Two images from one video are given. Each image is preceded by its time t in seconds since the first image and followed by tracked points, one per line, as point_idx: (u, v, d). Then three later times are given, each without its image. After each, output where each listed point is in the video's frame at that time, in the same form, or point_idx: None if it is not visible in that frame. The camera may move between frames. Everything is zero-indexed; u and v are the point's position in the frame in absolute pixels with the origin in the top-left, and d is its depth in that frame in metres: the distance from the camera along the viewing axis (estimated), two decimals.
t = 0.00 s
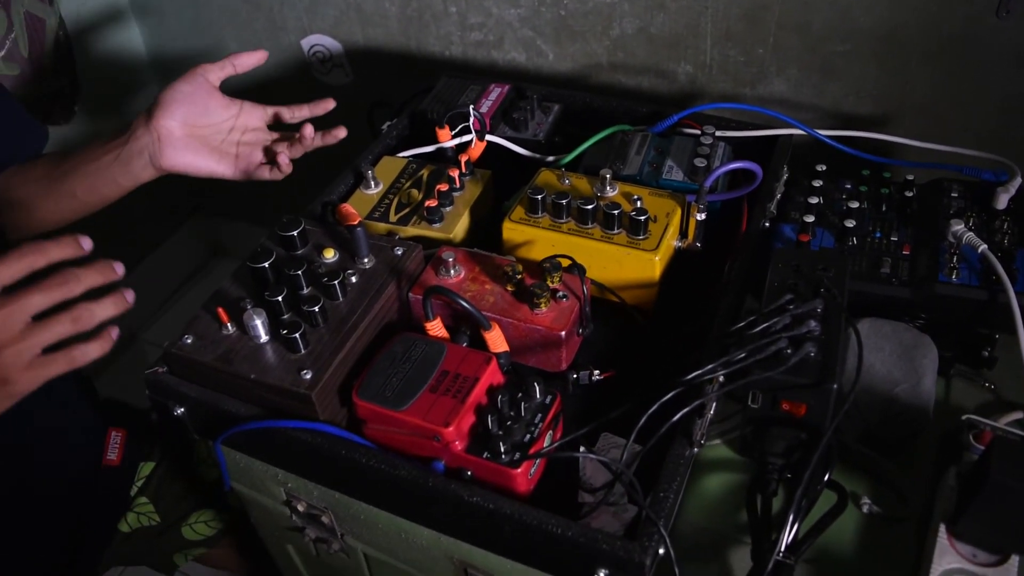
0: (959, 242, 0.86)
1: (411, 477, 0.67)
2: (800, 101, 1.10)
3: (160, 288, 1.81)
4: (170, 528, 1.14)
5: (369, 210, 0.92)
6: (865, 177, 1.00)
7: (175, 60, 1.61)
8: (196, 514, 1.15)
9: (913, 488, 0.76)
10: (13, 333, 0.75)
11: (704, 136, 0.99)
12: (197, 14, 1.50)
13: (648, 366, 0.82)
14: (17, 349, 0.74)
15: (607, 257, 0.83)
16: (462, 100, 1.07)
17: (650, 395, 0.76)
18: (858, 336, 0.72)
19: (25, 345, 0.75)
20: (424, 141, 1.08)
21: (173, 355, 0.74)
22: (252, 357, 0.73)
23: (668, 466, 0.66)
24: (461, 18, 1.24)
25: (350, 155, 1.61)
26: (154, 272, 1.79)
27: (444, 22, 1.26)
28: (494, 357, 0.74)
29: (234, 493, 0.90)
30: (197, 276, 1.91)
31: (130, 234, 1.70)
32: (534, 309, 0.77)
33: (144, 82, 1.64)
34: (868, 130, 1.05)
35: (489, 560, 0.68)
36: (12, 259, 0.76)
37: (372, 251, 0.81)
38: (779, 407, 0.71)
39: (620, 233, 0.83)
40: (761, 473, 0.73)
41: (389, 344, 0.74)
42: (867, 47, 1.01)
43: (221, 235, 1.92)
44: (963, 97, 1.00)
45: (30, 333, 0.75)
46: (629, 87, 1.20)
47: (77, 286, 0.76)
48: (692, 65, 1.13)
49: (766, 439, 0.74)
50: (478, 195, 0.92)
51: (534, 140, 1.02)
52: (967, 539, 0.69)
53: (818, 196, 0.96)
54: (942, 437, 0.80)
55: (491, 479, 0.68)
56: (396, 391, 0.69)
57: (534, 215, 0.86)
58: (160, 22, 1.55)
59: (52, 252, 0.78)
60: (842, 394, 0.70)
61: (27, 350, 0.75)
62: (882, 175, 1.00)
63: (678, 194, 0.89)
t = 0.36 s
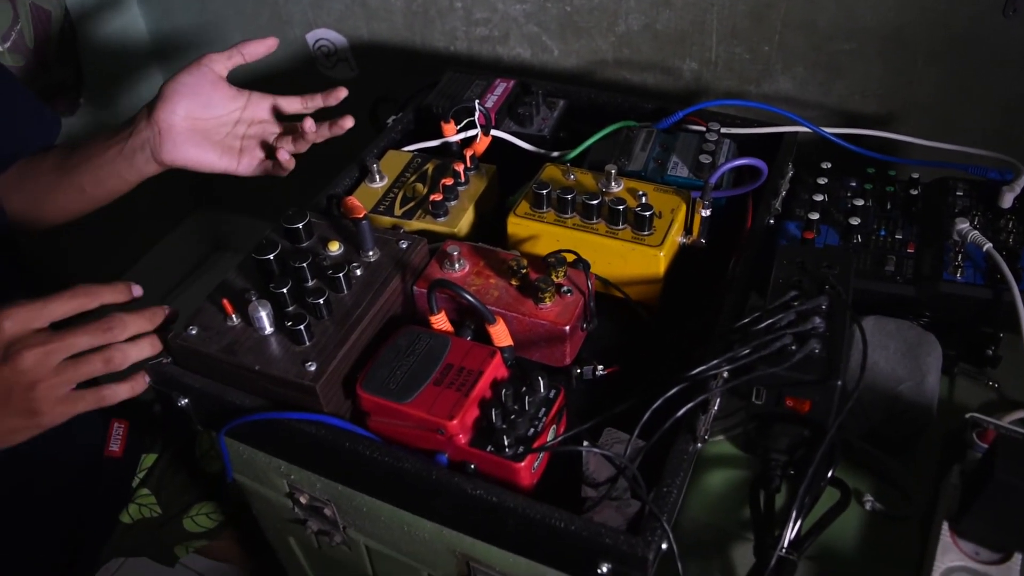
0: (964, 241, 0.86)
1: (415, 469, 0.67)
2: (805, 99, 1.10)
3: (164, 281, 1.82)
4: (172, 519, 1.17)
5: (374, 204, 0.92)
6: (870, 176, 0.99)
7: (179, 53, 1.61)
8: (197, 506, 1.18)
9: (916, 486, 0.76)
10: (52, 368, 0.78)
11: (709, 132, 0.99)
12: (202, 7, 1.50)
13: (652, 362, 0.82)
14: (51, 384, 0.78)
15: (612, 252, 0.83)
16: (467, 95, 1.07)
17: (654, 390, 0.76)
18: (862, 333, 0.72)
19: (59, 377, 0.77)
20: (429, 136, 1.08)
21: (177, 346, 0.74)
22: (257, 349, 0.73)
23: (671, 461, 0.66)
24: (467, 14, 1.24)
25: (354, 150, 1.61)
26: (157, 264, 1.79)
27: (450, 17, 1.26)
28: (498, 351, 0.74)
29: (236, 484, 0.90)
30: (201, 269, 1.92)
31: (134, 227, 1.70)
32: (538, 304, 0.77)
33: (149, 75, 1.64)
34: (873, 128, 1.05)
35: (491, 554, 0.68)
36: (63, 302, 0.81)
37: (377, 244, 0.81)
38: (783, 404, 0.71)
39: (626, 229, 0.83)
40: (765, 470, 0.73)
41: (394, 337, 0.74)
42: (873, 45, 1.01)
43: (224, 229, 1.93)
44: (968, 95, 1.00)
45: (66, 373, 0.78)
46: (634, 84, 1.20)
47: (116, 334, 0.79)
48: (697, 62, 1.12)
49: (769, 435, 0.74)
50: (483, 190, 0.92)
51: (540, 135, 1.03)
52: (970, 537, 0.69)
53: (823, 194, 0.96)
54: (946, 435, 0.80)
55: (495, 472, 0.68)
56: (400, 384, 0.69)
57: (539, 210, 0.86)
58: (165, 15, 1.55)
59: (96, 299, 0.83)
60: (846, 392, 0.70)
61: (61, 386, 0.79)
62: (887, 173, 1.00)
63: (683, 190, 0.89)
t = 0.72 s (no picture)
0: (962, 244, 0.87)
1: (415, 466, 0.67)
2: (805, 103, 1.10)
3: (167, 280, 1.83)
4: (173, 516, 1.19)
5: (376, 204, 0.93)
6: (869, 179, 1.00)
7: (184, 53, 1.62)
8: (198, 504, 1.19)
9: (912, 487, 0.77)
10: (103, 270, 0.65)
11: (709, 135, 0.99)
12: (207, 7, 1.51)
13: (650, 362, 0.83)
14: (99, 287, 0.64)
15: (612, 253, 0.83)
16: (470, 97, 1.08)
17: (652, 390, 0.77)
18: (859, 335, 0.72)
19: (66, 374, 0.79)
20: (431, 137, 1.09)
21: (180, 343, 0.75)
22: (259, 346, 0.73)
23: (668, 461, 0.67)
24: (470, 17, 1.25)
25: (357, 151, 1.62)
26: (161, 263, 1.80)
27: (453, 20, 1.27)
28: (498, 350, 0.74)
29: (237, 482, 0.91)
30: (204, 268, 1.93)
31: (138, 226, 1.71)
32: (538, 304, 0.78)
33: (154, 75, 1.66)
34: (872, 133, 1.06)
35: (489, 551, 0.69)
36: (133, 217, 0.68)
37: (379, 244, 0.82)
38: (779, 405, 0.71)
39: (626, 231, 0.84)
40: (761, 469, 0.74)
41: (395, 335, 0.75)
42: (873, 50, 1.01)
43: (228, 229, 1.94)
44: (967, 100, 1.01)
45: (120, 275, 0.64)
46: (635, 87, 1.21)
47: (173, 265, 0.65)
48: (698, 66, 1.13)
49: (766, 435, 0.74)
50: (484, 191, 0.93)
51: (541, 138, 1.04)
52: (965, 538, 0.69)
53: (821, 197, 0.97)
54: (943, 437, 0.80)
55: (494, 470, 0.69)
56: (401, 382, 0.70)
57: (540, 211, 0.87)
58: (171, 16, 1.57)
59: (175, 226, 0.66)
60: (843, 393, 0.71)
61: (110, 295, 0.64)
62: (886, 177, 1.00)
63: (683, 193, 0.90)
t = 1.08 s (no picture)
0: (965, 240, 0.86)
1: (416, 452, 0.68)
2: (810, 99, 1.10)
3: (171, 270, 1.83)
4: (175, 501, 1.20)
5: (381, 193, 0.93)
6: (873, 175, 1.00)
7: (191, 44, 1.62)
8: (199, 491, 1.20)
9: (912, 481, 0.77)
10: (189, 289, 0.68)
11: (713, 130, 1.00)
12: None
13: (652, 353, 0.83)
14: (180, 304, 0.67)
15: (615, 245, 0.83)
16: (475, 89, 1.08)
17: (653, 381, 0.77)
18: (861, 328, 0.72)
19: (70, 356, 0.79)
20: (436, 129, 1.09)
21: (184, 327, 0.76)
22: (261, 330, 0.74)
23: (668, 450, 0.67)
24: (476, 10, 1.25)
25: (361, 144, 1.62)
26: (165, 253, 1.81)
27: (459, 13, 1.27)
28: (500, 338, 0.75)
29: (238, 468, 0.91)
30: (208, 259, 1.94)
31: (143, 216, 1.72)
32: (541, 293, 0.78)
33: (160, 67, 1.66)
34: (877, 129, 1.06)
35: (489, 538, 0.69)
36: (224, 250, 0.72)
37: (382, 232, 0.82)
38: (781, 396, 0.71)
39: (629, 222, 0.84)
40: (761, 460, 0.74)
41: (398, 322, 0.76)
42: (878, 47, 1.01)
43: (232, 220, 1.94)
44: (971, 98, 1.01)
45: (201, 297, 0.67)
46: (640, 82, 1.21)
47: (255, 295, 0.68)
48: (703, 62, 1.13)
49: (767, 426, 0.74)
50: (488, 181, 0.93)
51: (545, 130, 1.03)
52: (964, 531, 0.69)
53: (825, 192, 0.97)
54: (943, 432, 0.81)
55: (494, 457, 0.69)
56: (403, 367, 0.70)
57: (544, 202, 0.87)
58: (179, 8, 1.57)
59: (265, 260, 0.69)
60: (844, 384, 0.70)
61: (187, 312, 0.67)
62: (890, 173, 1.00)
63: (686, 185, 0.90)
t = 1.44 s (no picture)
0: (964, 233, 0.87)
1: (415, 439, 0.68)
2: (812, 95, 1.10)
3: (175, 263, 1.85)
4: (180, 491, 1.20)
5: (382, 186, 0.93)
6: (873, 169, 1.00)
7: (197, 40, 1.63)
8: (201, 482, 1.20)
9: (908, 472, 0.78)
10: (196, 276, 0.69)
11: (714, 123, 1.00)
12: None
13: (651, 345, 0.84)
14: (188, 291, 0.68)
15: (614, 236, 0.84)
16: (477, 83, 1.08)
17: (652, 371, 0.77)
18: (858, 319, 0.72)
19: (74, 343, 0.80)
20: (438, 123, 1.10)
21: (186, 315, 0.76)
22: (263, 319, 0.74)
23: (665, 439, 0.68)
24: (479, 6, 1.26)
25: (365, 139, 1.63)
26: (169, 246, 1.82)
27: (462, 8, 1.27)
28: (499, 328, 0.75)
29: (239, 457, 0.92)
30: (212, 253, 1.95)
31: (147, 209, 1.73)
32: (540, 284, 0.79)
33: (166, 62, 1.67)
34: (878, 124, 1.06)
35: (487, 525, 0.70)
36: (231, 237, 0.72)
37: (384, 223, 0.82)
38: (778, 385, 0.72)
39: (628, 214, 0.84)
40: (758, 450, 0.75)
41: (398, 311, 0.76)
42: (880, 42, 1.02)
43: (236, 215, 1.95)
44: (973, 94, 1.01)
45: (209, 283, 0.68)
46: (642, 78, 1.21)
47: (262, 281, 0.68)
48: (706, 57, 1.14)
49: (764, 416, 0.74)
50: (490, 174, 0.94)
51: (547, 124, 1.04)
52: (959, 520, 0.70)
53: (826, 186, 0.97)
54: (940, 424, 0.81)
55: (492, 445, 0.69)
56: (402, 355, 0.71)
57: (544, 194, 0.87)
58: (185, 3, 1.58)
59: (270, 244, 0.69)
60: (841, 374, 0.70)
61: (195, 299, 0.68)
62: (891, 167, 1.00)
63: (687, 178, 0.90)
